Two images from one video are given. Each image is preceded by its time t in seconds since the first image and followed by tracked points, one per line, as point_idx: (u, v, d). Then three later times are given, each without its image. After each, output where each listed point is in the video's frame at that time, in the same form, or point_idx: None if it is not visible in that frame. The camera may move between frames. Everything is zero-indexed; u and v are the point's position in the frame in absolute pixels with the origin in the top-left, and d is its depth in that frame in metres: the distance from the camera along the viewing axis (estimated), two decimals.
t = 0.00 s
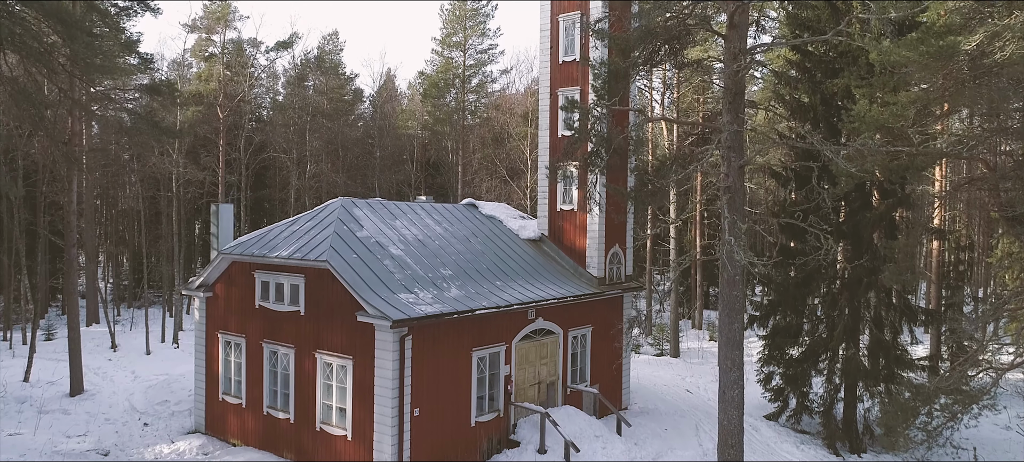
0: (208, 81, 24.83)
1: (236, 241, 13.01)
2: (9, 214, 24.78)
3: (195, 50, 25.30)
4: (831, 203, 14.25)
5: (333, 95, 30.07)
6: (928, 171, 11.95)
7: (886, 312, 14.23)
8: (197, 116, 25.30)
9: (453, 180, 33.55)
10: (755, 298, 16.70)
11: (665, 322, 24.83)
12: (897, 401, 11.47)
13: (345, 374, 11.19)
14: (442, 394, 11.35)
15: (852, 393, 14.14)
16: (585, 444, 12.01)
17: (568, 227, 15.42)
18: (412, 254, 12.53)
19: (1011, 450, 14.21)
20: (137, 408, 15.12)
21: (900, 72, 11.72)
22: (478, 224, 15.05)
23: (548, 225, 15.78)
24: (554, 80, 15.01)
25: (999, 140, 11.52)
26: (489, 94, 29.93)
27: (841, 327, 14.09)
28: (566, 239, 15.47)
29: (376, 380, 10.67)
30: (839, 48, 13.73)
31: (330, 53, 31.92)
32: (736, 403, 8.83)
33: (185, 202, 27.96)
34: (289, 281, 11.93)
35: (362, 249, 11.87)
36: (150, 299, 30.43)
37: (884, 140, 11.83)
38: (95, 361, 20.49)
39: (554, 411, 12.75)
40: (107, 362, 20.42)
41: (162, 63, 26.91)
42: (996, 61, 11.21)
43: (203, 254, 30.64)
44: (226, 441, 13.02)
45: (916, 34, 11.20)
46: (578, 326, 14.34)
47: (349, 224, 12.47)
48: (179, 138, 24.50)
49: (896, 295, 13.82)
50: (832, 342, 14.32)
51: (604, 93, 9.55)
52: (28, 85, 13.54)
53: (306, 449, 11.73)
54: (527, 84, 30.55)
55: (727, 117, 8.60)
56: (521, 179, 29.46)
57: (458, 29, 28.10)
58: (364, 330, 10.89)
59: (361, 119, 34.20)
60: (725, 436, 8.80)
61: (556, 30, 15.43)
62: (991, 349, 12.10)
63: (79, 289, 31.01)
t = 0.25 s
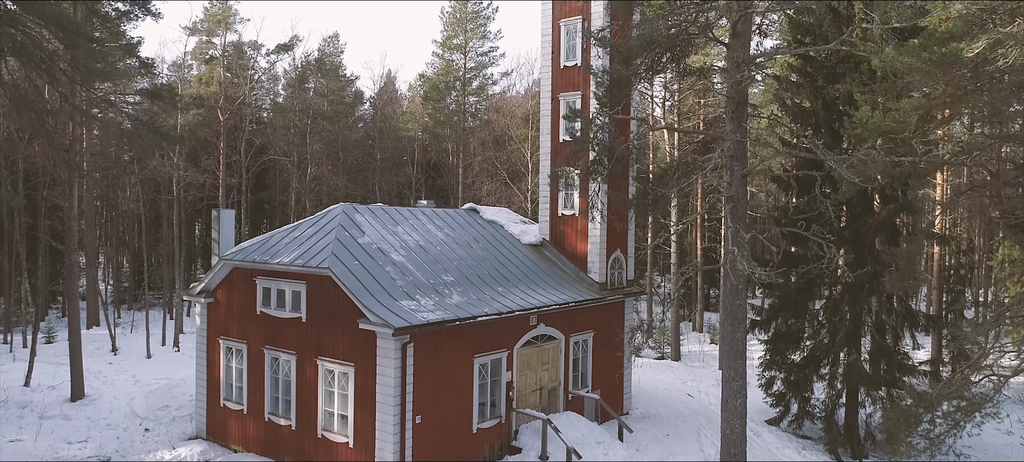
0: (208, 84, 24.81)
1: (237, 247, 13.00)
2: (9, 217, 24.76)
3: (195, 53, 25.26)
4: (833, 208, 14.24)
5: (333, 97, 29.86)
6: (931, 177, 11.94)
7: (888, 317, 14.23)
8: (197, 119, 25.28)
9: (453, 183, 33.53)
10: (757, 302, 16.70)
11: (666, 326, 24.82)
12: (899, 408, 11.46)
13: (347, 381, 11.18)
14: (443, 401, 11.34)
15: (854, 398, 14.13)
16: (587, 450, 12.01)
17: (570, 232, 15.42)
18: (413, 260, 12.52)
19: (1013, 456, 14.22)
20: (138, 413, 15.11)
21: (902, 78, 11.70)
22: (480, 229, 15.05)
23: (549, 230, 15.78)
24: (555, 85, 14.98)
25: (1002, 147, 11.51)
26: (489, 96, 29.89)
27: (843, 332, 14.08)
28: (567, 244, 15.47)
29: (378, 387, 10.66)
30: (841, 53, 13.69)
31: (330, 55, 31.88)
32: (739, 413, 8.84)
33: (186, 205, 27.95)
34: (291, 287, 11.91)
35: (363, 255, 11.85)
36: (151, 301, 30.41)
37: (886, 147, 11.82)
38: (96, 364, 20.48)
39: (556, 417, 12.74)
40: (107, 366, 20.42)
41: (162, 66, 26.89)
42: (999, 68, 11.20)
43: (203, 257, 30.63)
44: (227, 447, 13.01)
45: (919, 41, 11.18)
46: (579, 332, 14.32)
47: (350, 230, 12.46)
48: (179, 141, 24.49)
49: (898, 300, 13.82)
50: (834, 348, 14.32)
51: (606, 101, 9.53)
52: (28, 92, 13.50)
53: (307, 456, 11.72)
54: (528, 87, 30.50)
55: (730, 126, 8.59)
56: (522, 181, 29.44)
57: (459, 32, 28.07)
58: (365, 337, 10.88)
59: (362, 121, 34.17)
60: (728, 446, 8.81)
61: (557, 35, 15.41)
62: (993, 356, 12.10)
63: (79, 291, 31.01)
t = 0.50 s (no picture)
0: (209, 87, 24.82)
1: (239, 253, 12.99)
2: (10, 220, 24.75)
3: (196, 55, 25.24)
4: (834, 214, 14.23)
5: (334, 100, 29.77)
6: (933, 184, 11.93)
7: (890, 323, 14.23)
8: (198, 122, 25.30)
9: (454, 185, 33.52)
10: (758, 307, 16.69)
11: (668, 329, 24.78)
12: (902, 416, 11.45)
13: (348, 388, 11.17)
14: (445, 408, 11.33)
15: (855, 404, 14.12)
16: (589, 457, 12.00)
17: (571, 237, 15.42)
18: (415, 267, 12.51)
19: None
20: (139, 418, 15.09)
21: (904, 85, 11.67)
22: (481, 234, 15.03)
23: (551, 235, 15.77)
24: (557, 90, 14.97)
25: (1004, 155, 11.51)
26: (490, 98, 29.89)
27: (844, 338, 14.06)
28: (569, 249, 15.46)
29: (380, 395, 10.65)
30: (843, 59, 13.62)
31: (331, 57, 31.87)
32: (742, 423, 8.84)
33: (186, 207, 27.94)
34: (292, 294, 11.90)
35: (365, 262, 11.83)
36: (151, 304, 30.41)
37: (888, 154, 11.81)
38: (97, 368, 20.47)
39: (557, 424, 12.72)
40: (108, 370, 20.41)
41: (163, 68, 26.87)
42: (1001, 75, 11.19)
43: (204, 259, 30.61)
44: (228, 454, 12.99)
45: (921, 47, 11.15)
46: (581, 337, 14.31)
47: (352, 236, 12.44)
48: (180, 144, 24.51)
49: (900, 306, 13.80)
50: (835, 353, 14.31)
51: (607, 109, 9.57)
52: (29, 99, 13.45)
53: None
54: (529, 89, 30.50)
55: (733, 135, 8.58)
56: (523, 184, 29.42)
57: (460, 35, 28.09)
58: (367, 344, 10.87)
59: (362, 123, 34.16)
60: (731, 455, 8.81)
61: (559, 41, 15.39)
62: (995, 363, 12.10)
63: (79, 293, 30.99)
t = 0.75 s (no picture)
0: (211, 90, 24.81)
1: (241, 260, 12.97)
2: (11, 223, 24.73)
3: (197, 58, 25.24)
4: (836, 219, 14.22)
5: (334, 102, 29.79)
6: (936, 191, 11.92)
7: (892, 329, 14.22)
8: (199, 125, 25.29)
9: (454, 187, 33.54)
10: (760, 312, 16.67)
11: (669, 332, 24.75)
12: (904, 423, 11.44)
13: (350, 396, 11.16)
14: (448, 416, 11.32)
15: (857, 410, 14.11)
16: None
17: (573, 242, 15.40)
18: (417, 273, 12.49)
19: None
20: (140, 424, 15.06)
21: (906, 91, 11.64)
22: (483, 239, 15.02)
23: (552, 240, 15.76)
24: (558, 95, 14.96)
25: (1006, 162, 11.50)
26: (491, 101, 29.93)
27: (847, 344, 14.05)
28: (570, 254, 15.44)
29: (382, 403, 10.64)
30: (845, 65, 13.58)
31: (331, 59, 31.90)
32: (745, 433, 8.84)
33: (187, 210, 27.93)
34: (294, 301, 11.89)
35: (367, 269, 11.82)
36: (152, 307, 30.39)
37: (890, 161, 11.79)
38: (98, 372, 20.45)
39: (560, 431, 12.71)
40: (109, 374, 20.39)
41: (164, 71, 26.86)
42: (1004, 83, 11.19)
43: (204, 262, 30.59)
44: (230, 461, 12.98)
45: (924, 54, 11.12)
46: (583, 343, 14.29)
47: (354, 243, 12.43)
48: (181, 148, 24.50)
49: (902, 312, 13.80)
50: (837, 359, 14.30)
51: (609, 118, 9.56)
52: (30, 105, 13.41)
53: None
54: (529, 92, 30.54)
55: (737, 145, 8.56)
56: (523, 186, 29.42)
57: (460, 37, 28.14)
58: (369, 352, 10.86)
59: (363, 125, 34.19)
60: None
61: (561, 46, 15.37)
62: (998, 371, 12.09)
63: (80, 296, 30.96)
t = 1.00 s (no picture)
0: (211, 93, 24.79)
1: (242, 266, 12.96)
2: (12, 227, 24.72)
3: (198, 62, 25.23)
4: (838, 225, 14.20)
5: (335, 105, 29.80)
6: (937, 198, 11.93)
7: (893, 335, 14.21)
8: (200, 128, 25.26)
9: (455, 189, 33.54)
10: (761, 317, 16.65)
11: (669, 335, 24.72)
12: (907, 431, 11.45)
13: (353, 404, 11.16)
14: (450, 423, 11.31)
15: (859, 416, 14.11)
16: None
17: (575, 248, 15.39)
18: (419, 280, 12.48)
19: None
20: (142, 430, 15.04)
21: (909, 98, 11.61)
22: (484, 245, 15.01)
23: (554, 246, 15.77)
24: (560, 101, 14.95)
25: (1009, 170, 11.50)
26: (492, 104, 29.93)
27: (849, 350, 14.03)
28: (572, 260, 15.44)
29: (384, 411, 10.64)
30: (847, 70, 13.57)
31: (332, 62, 31.89)
32: (748, 444, 8.86)
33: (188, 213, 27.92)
34: (296, 308, 11.88)
35: (369, 277, 11.81)
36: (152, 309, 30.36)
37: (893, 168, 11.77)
38: (99, 376, 20.45)
39: (561, 437, 12.70)
40: (110, 378, 20.40)
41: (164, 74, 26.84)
42: (1007, 90, 11.18)
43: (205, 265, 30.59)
44: None
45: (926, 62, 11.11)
46: (584, 349, 14.29)
47: (355, 250, 12.41)
48: (182, 151, 24.48)
49: (904, 318, 13.79)
50: (839, 365, 14.29)
51: (612, 127, 9.54)
52: (30, 112, 13.36)
53: None
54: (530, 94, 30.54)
55: (740, 155, 8.57)
56: (524, 189, 29.40)
57: (461, 40, 28.14)
58: (372, 360, 10.85)
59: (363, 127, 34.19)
60: None
61: (563, 51, 15.37)
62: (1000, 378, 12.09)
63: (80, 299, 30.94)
